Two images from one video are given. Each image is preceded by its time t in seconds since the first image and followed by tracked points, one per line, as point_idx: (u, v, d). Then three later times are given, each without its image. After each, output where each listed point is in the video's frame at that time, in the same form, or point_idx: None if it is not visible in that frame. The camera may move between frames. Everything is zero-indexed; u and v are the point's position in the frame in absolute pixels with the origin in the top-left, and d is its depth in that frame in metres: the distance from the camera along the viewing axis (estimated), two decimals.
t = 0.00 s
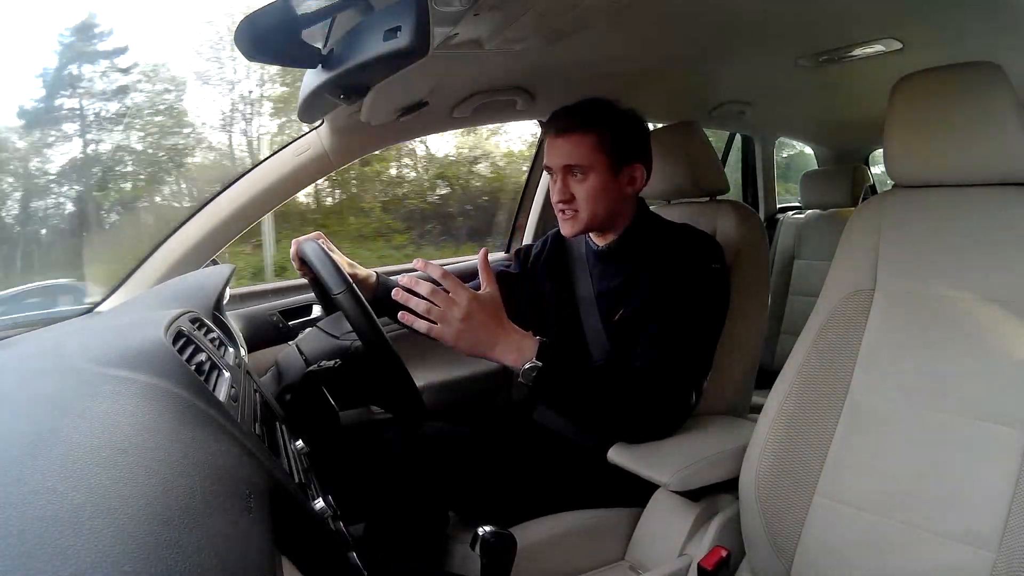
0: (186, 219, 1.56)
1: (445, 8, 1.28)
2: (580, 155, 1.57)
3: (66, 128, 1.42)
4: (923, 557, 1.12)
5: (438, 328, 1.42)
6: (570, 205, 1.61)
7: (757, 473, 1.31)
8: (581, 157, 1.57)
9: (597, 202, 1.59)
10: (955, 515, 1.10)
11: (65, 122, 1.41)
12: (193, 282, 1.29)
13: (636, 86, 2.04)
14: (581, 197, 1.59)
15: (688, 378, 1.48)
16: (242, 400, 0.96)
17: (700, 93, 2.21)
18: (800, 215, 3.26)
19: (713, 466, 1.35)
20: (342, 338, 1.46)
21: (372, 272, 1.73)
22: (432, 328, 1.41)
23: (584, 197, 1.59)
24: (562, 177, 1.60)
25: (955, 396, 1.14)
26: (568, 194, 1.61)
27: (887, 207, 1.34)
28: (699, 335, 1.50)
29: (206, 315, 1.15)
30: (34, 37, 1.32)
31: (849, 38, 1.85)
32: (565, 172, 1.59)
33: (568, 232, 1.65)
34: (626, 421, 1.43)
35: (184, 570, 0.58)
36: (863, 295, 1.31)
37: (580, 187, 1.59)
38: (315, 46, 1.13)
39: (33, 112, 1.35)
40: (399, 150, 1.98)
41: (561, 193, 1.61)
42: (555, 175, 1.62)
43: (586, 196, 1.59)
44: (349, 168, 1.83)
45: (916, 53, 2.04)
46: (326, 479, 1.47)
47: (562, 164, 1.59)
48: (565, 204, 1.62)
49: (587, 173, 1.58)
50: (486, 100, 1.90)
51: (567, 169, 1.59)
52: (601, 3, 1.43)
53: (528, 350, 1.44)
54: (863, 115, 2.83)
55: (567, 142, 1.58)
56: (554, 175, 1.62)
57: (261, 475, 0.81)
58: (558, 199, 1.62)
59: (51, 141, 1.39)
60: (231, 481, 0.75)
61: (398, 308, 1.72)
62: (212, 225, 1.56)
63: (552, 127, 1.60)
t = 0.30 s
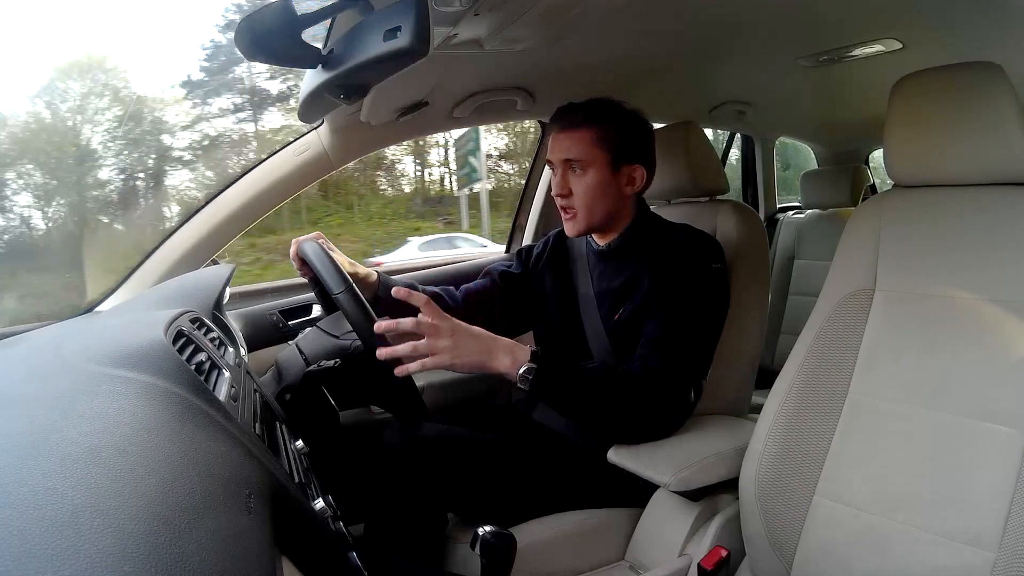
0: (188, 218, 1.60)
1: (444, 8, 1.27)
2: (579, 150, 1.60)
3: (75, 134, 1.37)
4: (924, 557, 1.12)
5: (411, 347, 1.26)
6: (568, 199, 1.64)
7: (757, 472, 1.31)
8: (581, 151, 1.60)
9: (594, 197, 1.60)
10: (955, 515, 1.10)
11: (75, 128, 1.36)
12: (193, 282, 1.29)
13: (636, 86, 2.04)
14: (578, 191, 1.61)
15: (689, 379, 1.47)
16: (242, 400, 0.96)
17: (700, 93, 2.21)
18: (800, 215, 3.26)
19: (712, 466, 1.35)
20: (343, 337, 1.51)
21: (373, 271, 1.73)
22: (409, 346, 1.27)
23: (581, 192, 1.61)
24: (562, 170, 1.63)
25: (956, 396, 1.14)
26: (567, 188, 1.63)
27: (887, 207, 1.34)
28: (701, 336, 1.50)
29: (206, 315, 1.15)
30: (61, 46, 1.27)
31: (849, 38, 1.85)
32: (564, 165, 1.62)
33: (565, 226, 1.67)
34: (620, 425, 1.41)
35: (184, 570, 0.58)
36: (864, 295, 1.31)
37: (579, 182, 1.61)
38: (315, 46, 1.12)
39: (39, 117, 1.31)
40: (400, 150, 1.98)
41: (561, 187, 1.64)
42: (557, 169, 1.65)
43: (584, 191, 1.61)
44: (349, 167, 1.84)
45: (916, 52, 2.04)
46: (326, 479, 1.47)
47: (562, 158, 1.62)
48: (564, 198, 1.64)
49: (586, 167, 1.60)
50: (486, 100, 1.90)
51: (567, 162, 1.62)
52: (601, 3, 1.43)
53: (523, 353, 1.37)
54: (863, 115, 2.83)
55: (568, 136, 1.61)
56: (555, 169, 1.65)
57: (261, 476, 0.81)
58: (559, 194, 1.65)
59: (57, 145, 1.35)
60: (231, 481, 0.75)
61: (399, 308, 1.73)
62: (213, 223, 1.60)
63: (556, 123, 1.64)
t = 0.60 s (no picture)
0: (189, 217, 1.60)
1: (444, 8, 1.27)
2: (580, 150, 1.60)
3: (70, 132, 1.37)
4: (924, 557, 1.12)
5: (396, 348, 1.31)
6: (570, 199, 1.64)
7: (757, 472, 1.30)
8: (582, 151, 1.60)
9: (596, 197, 1.61)
10: (956, 515, 1.10)
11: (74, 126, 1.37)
12: (192, 282, 1.29)
13: (636, 86, 2.04)
14: (580, 191, 1.62)
15: (688, 378, 1.47)
16: (242, 400, 0.96)
17: (700, 92, 2.20)
18: (800, 215, 3.26)
19: (712, 466, 1.35)
20: (343, 337, 1.51)
21: (373, 270, 1.73)
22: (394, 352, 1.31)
23: (583, 192, 1.62)
24: (564, 170, 1.64)
25: (956, 396, 1.14)
26: (569, 188, 1.64)
27: (887, 207, 1.34)
28: (700, 335, 1.50)
29: (206, 315, 1.15)
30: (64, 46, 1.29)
31: (849, 38, 1.85)
32: (566, 165, 1.63)
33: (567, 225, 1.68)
34: (620, 426, 1.41)
35: (184, 570, 0.58)
36: (864, 295, 1.31)
37: (580, 182, 1.62)
38: (315, 46, 1.12)
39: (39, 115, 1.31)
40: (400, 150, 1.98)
41: (563, 187, 1.64)
42: (559, 169, 1.65)
43: (586, 191, 1.61)
44: (349, 167, 1.84)
45: (916, 53, 2.04)
46: (327, 479, 1.48)
47: (563, 158, 1.62)
48: (566, 197, 1.65)
49: (587, 168, 1.61)
50: (485, 100, 1.90)
51: (568, 162, 1.62)
52: (601, 3, 1.43)
53: (507, 383, 1.42)
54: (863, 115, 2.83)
55: (569, 136, 1.61)
56: (557, 168, 1.66)
57: (260, 476, 0.81)
58: (561, 193, 1.66)
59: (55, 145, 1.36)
60: (231, 480, 0.75)
61: (399, 308, 1.73)
62: (214, 223, 1.60)
63: (557, 123, 1.64)
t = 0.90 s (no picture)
0: (188, 218, 1.60)
1: (444, 8, 1.27)
2: (581, 151, 1.60)
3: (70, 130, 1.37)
4: (924, 558, 1.12)
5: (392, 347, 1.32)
6: (571, 199, 1.64)
7: (757, 472, 1.30)
8: (582, 152, 1.60)
9: (597, 197, 1.61)
10: (956, 515, 1.10)
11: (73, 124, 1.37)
12: (192, 282, 1.29)
13: (636, 85, 2.04)
14: (581, 191, 1.62)
15: (688, 377, 1.47)
16: (242, 399, 0.97)
17: (700, 92, 2.20)
18: (800, 215, 3.26)
19: (712, 466, 1.35)
20: (343, 337, 1.52)
21: (373, 270, 1.73)
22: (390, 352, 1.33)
23: (584, 192, 1.62)
24: (564, 171, 1.64)
25: (956, 396, 1.14)
26: (569, 188, 1.64)
27: (887, 207, 1.34)
28: (700, 335, 1.50)
29: (206, 315, 1.15)
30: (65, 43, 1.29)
31: (849, 38, 1.85)
32: (567, 166, 1.63)
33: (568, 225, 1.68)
34: (620, 426, 1.41)
35: (184, 570, 0.58)
36: (864, 295, 1.31)
37: (581, 182, 1.62)
38: (315, 47, 1.13)
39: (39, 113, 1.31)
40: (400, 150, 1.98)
41: (563, 187, 1.64)
42: (559, 169, 1.65)
43: (587, 190, 1.62)
44: (349, 167, 1.83)
45: (916, 53, 2.04)
46: (327, 479, 1.48)
47: (564, 159, 1.62)
48: (567, 198, 1.65)
49: (588, 168, 1.61)
50: (486, 100, 1.90)
51: (569, 163, 1.62)
52: (601, 3, 1.43)
53: (507, 383, 1.42)
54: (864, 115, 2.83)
55: (569, 137, 1.61)
56: (557, 169, 1.66)
57: (260, 476, 0.81)
58: (562, 193, 1.66)
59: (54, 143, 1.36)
60: (231, 480, 0.75)
61: (399, 309, 1.73)
62: (214, 223, 1.60)
63: (557, 123, 1.64)
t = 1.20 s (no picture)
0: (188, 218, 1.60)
1: (444, 8, 1.27)
2: (582, 151, 1.60)
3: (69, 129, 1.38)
4: (924, 558, 1.12)
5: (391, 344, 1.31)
6: (572, 199, 1.65)
7: (757, 473, 1.30)
8: (583, 153, 1.60)
9: (597, 197, 1.61)
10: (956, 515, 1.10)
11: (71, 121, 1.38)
12: (192, 282, 1.29)
13: (636, 85, 2.04)
14: (582, 192, 1.62)
15: (688, 377, 1.47)
16: (242, 399, 0.97)
17: (700, 92, 2.20)
18: (800, 215, 3.26)
19: (712, 466, 1.35)
20: (342, 336, 1.54)
21: (373, 270, 1.73)
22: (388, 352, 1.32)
23: (585, 193, 1.62)
24: (565, 172, 1.64)
25: (956, 396, 1.14)
26: (570, 189, 1.64)
27: (887, 207, 1.34)
28: (701, 334, 1.50)
29: (206, 315, 1.15)
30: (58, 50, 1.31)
31: (849, 38, 1.85)
32: (568, 166, 1.63)
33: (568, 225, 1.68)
34: (620, 426, 1.41)
35: (184, 570, 0.58)
36: (864, 295, 1.31)
37: (581, 182, 1.62)
38: (315, 47, 1.13)
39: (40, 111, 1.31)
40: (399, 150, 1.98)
41: (564, 188, 1.64)
42: (559, 170, 1.65)
43: (587, 191, 1.62)
44: (348, 167, 1.83)
45: (917, 52, 2.03)
46: (326, 479, 1.48)
47: (564, 159, 1.62)
48: (567, 198, 1.65)
49: (588, 168, 1.61)
50: (486, 100, 1.90)
51: (570, 164, 1.62)
52: (601, 3, 1.43)
53: (507, 384, 1.42)
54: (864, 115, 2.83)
55: (570, 137, 1.61)
56: (558, 169, 1.66)
57: (260, 476, 0.81)
58: (562, 194, 1.66)
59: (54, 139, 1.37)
60: (232, 480, 0.75)
61: (399, 309, 1.73)
62: (214, 223, 1.60)
63: (557, 124, 1.64)
